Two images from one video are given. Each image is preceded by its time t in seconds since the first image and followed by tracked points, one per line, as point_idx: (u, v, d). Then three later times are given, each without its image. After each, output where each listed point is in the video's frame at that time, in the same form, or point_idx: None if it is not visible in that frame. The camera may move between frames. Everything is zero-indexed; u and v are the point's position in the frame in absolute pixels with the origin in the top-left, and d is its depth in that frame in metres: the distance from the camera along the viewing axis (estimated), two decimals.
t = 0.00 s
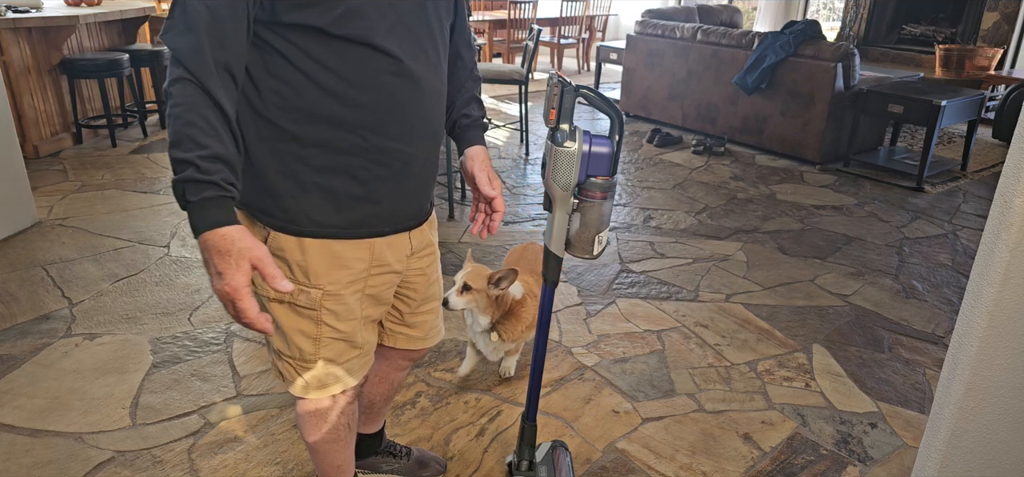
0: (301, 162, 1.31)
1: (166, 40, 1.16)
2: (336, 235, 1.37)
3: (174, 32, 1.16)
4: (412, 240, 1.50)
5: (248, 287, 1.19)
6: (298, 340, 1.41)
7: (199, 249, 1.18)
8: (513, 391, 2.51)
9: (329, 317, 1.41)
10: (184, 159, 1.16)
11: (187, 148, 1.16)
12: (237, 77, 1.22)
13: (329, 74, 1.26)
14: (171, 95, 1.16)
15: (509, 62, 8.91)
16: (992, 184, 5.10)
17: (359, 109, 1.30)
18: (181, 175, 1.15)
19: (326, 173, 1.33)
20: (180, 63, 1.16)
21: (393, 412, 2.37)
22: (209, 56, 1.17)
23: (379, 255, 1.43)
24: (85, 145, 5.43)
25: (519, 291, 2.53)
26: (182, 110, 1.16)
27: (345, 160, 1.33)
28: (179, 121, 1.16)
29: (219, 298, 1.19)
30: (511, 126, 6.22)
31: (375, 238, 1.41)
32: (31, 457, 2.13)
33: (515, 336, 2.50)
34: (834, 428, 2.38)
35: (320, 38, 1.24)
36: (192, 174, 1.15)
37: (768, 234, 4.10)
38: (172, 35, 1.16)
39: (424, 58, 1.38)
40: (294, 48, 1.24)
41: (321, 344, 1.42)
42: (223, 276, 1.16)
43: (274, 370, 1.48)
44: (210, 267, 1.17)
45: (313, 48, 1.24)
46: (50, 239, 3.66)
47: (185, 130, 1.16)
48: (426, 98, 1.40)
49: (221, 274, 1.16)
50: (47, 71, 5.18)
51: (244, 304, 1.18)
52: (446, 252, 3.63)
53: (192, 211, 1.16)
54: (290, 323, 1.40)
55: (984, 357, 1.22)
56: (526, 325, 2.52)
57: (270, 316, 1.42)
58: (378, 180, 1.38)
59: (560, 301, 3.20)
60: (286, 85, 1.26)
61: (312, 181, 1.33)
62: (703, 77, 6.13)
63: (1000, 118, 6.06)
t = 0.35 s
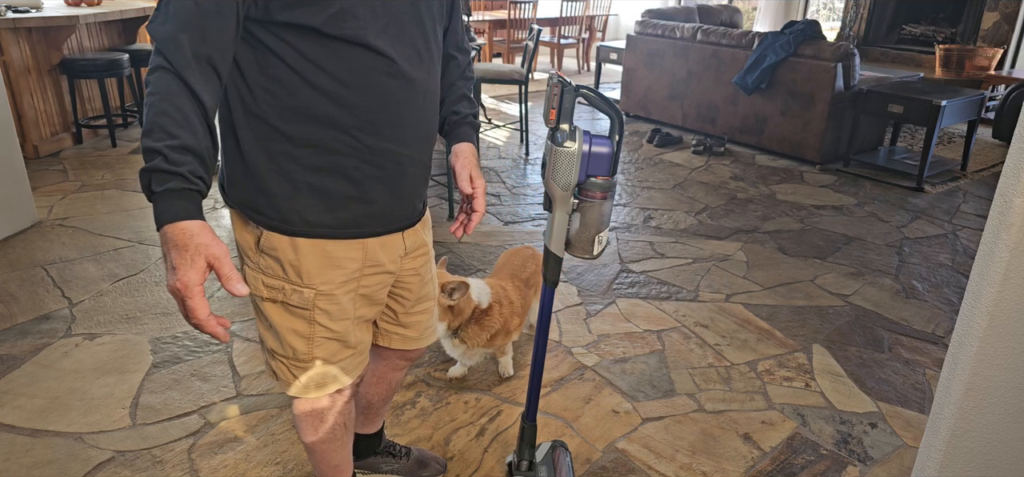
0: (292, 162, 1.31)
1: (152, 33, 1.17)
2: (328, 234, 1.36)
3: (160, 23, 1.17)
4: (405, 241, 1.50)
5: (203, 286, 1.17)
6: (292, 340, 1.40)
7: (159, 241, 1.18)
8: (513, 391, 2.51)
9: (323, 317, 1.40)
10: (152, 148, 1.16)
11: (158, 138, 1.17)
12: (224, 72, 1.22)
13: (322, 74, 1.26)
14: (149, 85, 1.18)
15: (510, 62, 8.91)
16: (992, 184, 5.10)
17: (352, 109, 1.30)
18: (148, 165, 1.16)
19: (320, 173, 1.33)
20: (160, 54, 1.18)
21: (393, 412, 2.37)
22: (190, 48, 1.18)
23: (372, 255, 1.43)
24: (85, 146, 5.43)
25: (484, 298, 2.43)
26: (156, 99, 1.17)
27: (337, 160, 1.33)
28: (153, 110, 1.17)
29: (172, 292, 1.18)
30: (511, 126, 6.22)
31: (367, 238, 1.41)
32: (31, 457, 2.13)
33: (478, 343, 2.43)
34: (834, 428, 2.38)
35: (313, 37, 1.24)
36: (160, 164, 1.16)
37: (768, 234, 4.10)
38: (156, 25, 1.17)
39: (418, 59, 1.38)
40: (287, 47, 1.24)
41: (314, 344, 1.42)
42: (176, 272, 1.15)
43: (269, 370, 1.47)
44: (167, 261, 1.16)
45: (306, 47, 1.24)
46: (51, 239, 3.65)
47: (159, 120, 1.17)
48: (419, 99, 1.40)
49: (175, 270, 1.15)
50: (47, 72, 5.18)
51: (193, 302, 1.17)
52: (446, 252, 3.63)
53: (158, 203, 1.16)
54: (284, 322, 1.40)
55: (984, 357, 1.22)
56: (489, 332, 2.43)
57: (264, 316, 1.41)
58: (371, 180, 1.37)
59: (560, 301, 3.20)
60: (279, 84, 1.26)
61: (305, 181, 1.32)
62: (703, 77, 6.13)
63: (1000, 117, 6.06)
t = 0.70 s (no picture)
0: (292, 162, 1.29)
1: (195, 36, 1.07)
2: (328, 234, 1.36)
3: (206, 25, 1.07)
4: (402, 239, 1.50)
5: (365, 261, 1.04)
6: (293, 340, 1.40)
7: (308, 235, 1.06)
8: (513, 391, 2.51)
9: (323, 317, 1.40)
10: (265, 150, 1.06)
11: (263, 140, 1.06)
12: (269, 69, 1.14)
13: (323, 74, 1.25)
14: (226, 91, 1.06)
15: (509, 62, 8.91)
16: (992, 184, 5.10)
17: (352, 110, 1.29)
18: (268, 166, 1.06)
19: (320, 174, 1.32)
20: (225, 56, 1.07)
21: (393, 412, 2.38)
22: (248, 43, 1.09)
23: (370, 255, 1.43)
24: (85, 146, 5.44)
25: (471, 299, 2.38)
26: (245, 103, 1.06)
27: (335, 160, 1.32)
28: (240, 114, 1.06)
29: (334, 279, 1.04)
30: (511, 126, 6.22)
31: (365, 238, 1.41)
32: (31, 457, 2.13)
33: (460, 344, 2.38)
34: (834, 428, 2.38)
35: (316, 36, 1.22)
36: (283, 158, 1.06)
37: (768, 234, 4.10)
38: (203, 30, 1.07)
39: (414, 57, 1.38)
40: (289, 46, 1.21)
41: (315, 344, 1.42)
42: (338, 248, 1.03)
43: (268, 372, 1.47)
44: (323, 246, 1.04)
45: (308, 47, 1.22)
46: (51, 239, 3.66)
47: (255, 122, 1.06)
48: (416, 97, 1.41)
49: (335, 247, 1.03)
50: (48, 72, 5.19)
51: (362, 276, 1.03)
52: (446, 252, 3.63)
53: (289, 200, 1.06)
54: (284, 323, 1.39)
55: (984, 357, 1.22)
56: (473, 333, 2.39)
57: (263, 317, 1.41)
58: (367, 179, 1.38)
59: (560, 301, 3.20)
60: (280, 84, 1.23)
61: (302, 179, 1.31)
62: (703, 77, 6.13)
63: (1000, 117, 6.06)
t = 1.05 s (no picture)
0: (296, 162, 1.29)
1: (251, 34, 1.10)
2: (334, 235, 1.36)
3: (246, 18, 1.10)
4: (403, 237, 1.50)
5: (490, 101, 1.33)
6: (296, 342, 1.40)
7: (461, 103, 1.27)
8: (513, 391, 2.51)
9: (327, 317, 1.40)
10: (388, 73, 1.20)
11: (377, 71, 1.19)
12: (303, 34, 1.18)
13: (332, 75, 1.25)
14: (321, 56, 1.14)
15: (509, 62, 8.91)
16: (992, 184, 5.10)
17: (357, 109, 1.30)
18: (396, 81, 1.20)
19: (325, 173, 1.32)
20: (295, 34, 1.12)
21: (393, 412, 2.38)
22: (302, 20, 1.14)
23: (373, 254, 1.43)
24: (85, 146, 5.43)
25: (471, 300, 2.38)
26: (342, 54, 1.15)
27: (339, 160, 1.32)
28: (337, 70, 1.15)
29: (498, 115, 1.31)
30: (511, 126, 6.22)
31: (368, 237, 1.40)
32: (31, 457, 2.13)
33: (459, 348, 2.36)
34: (834, 428, 2.38)
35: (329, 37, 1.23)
36: (397, 71, 1.21)
37: (768, 234, 4.10)
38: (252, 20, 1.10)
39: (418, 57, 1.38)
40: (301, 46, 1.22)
41: (318, 345, 1.41)
42: (489, 92, 1.30)
43: (270, 374, 1.47)
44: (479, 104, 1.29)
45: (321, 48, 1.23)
46: (51, 239, 3.65)
47: (352, 73, 1.16)
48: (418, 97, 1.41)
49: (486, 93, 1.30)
50: (47, 72, 5.18)
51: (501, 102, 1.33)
52: (446, 253, 3.63)
53: (426, 94, 1.24)
54: (288, 325, 1.39)
55: (983, 357, 1.22)
56: (472, 337, 2.38)
57: (266, 319, 1.40)
58: (372, 180, 1.37)
59: (560, 301, 3.19)
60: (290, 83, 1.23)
61: (307, 181, 1.31)
62: (703, 77, 6.13)
63: (1000, 117, 6.05)
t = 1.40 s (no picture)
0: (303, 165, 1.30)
1: (253, 49, 1.10)
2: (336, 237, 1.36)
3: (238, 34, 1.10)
4: (403, 237, 1.50)
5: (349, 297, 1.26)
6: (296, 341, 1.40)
7: (321, 261, 1.19)
8: (513, 391, 2.51)
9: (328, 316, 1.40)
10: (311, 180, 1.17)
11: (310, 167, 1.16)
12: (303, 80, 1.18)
13: (337, 81, 1.26)
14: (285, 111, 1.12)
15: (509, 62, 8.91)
16: (992, 184, 5.10)
17: (360, 114, 1.30)
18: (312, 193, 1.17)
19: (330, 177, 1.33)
20: (287, 71, 1.12)
21: (393, 411, 2.38)
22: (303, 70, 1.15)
23: (373, 255, 1.43)
24: (85, 146, 5.43)
25: (472, 302, 2.38)
26: (301, 125, 1.14)
27: (343, 162, 1.33)
28: (294, 137, 1.14)
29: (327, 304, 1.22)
30: (511, 126, 6.22)
31: (368, 238, 1.41)
32: (31, 457, 2.13)
33: (458, 349, 2.36)
34: (834, 428, 2.38)
35: (337, 46, 1.23)
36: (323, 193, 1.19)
37: (768, 234, 4.10)
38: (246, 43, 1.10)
39: (418, 59, 1.39)
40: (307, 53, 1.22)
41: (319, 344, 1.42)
42: (348, 284, 1.24)
43: (268, 374, 1.47)
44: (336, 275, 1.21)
45: (327, 55, 1.23)
46: (51, 239, 3.66)
47: (302, 147, 1.15)
48: (418, 98, 1.42)
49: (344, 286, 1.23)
50: (48, 71, 5.18)
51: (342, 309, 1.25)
52: (446, 252, 3.63)
53: (315, 225, 1.19)
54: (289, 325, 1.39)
55: (983, 357, 1.22)
56: (472, 340, 2.37)
57: (265, 319, 1.40)
58: (376, 181, 1.39)
59: (560, 301, 3.19)
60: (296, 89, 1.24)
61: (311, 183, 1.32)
62: (703, 77, 6.13)
63: (1000, 117, 6.06)
